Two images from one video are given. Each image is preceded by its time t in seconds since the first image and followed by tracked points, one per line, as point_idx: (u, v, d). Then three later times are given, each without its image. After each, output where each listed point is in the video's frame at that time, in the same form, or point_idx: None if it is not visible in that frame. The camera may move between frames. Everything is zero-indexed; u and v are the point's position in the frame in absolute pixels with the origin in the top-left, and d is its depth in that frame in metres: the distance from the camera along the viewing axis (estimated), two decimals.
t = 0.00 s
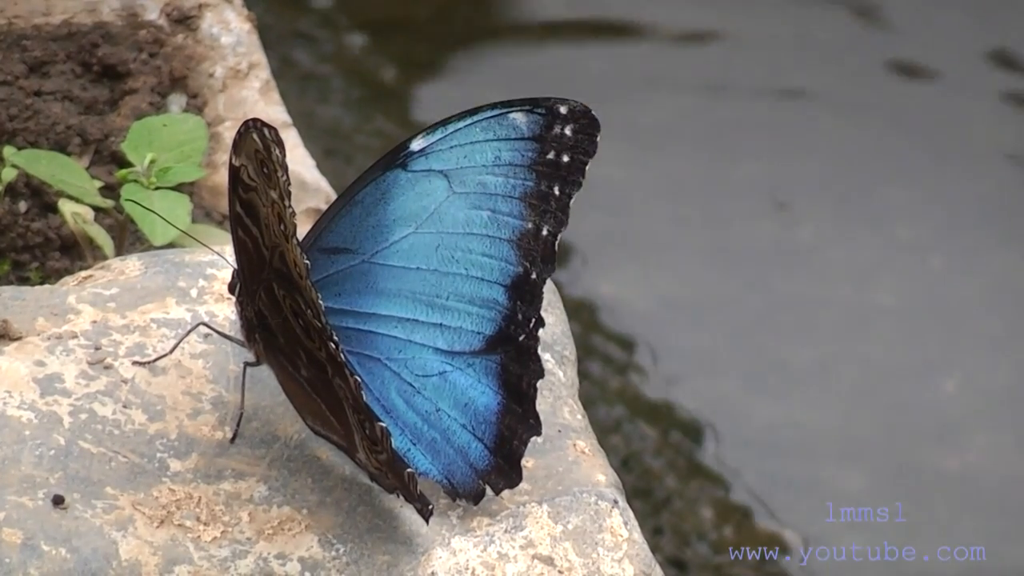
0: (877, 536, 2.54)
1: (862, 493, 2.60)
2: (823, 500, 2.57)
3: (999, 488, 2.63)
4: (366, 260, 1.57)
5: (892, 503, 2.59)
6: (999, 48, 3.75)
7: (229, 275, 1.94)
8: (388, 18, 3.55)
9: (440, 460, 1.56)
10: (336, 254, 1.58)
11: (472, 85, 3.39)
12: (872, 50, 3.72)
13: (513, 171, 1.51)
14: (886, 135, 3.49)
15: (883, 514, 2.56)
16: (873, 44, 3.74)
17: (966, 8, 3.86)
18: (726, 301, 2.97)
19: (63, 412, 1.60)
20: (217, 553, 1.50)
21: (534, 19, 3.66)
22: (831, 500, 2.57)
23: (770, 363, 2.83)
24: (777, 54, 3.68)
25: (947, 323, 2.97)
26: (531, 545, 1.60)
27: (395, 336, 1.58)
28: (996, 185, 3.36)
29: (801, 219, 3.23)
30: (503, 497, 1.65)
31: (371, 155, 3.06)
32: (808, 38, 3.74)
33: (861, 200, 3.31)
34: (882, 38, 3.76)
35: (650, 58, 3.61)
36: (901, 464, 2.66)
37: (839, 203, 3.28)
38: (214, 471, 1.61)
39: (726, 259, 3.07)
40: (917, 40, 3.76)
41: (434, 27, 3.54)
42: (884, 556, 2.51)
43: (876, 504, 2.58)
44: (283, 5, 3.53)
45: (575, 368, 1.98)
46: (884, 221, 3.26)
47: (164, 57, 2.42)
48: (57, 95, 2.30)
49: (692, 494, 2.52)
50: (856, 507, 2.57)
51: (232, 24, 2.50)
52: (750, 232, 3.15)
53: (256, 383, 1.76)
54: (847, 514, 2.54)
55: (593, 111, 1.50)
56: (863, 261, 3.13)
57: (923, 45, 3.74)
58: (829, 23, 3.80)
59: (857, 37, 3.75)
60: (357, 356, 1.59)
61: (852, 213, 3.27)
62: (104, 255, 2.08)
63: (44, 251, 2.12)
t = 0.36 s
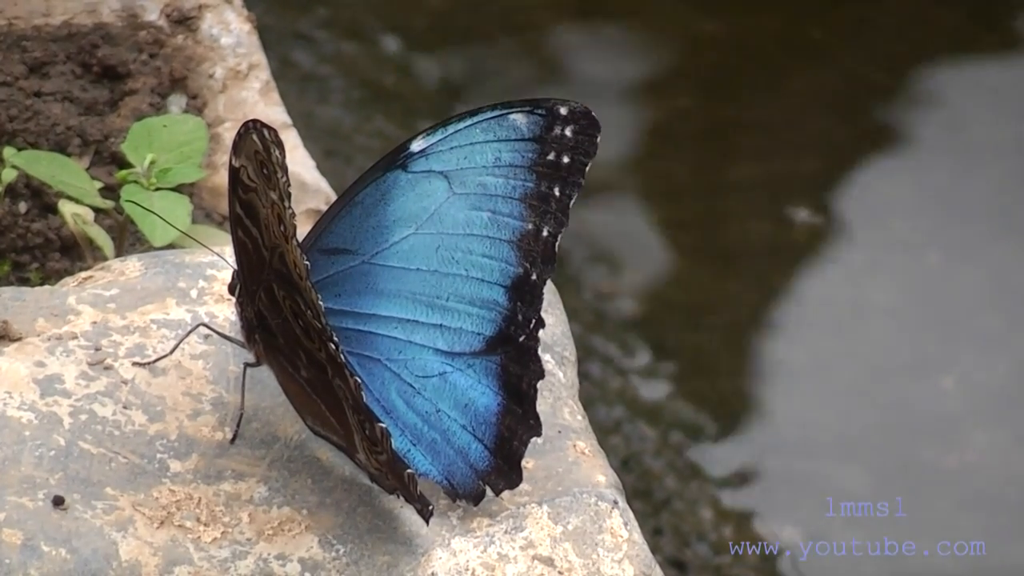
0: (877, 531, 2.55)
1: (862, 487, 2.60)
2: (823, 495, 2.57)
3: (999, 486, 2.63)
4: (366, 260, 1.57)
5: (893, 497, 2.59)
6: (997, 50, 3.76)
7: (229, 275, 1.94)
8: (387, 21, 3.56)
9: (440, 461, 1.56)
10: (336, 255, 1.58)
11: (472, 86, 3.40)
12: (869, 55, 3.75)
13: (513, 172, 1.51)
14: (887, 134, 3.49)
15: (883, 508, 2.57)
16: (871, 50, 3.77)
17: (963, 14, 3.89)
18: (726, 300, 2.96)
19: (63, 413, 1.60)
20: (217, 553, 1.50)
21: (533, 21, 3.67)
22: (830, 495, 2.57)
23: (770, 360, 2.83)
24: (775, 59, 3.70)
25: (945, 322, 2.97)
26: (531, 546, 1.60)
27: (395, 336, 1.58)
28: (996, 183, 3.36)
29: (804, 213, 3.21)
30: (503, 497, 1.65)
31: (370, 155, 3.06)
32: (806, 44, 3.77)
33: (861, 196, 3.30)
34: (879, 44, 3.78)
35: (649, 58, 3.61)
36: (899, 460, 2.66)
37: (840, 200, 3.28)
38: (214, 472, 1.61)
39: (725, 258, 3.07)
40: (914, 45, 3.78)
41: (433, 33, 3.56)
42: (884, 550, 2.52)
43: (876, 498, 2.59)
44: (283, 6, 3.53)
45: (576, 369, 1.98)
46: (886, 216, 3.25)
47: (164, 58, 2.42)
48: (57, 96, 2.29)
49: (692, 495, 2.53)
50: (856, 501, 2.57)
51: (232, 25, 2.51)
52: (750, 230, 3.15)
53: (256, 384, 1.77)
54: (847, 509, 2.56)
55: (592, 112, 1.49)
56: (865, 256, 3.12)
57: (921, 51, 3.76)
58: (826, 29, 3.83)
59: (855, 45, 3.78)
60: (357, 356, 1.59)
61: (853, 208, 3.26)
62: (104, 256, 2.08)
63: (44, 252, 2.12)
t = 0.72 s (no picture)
0: (878, 525, 2.55)
1: (861, 488, 2.60)
2: (823, 489, 2.59)
3: (1001, 490, 2.63)
4: (366, 263, 1.56)
5: (893, 492, 2.60)
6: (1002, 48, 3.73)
7: (229, 277, 1.93)
8: (389, 22, 3.56)
9: (440, 464, 1.56)
10: (337, 257, 1.57)
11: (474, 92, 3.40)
12: (875, 53, 3.72)
13: (514, 174, 1.52)
14: (887, 138, 3.49)
15: (883, 503, 2.58)
16: (876, 47, 3.73)
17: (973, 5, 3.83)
18: (727, 304, 2.95)
19: (63, 416, 1.60)
20: (216, 556, 1.50)
21: (535, 21, 3.65)
22: (830, 489, 2.59)
23: (770, 361, 2.81)
24: (778, 57, 3.68)
25: (946, 324, 2.96)
26: (529, 549, 1.59)
27: (395, 339, 1.57)
28: (997, 188, 3.35)
29: (803, 215, 3.19)
30: (502, 500, 1.65)
31: (370, 159, 3.05)
32: (810, 41, 3.74)
33: (862, 198, 3.30)
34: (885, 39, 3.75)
35: (651, 59, 3.60)
36: (900, 462, 2.65)
37: (841, 204, 3.27)
38: (214, 475, 1.61)
39: (728, 261, 3.06)
40: (919, 39, 3.75)
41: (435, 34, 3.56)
42: (884, 545, 2.52)
43: (876, 493, 2.59)
44: (284, 8, 3.52)
45: (576, 372, 1.96)
46: (888, 221, 3.24)
47: (165, 61, 2.42)
48: (57, 99, 2.30)
49: (691, 499, 2.51)
50: (856, 496, 2.58)
51: (233, 27, 2.51)
52: (751, 234, 3.13)
53: (256, 386, 1.76)
54: (847, 504, 2.57)
55: (593, 114, 1.51)
56: (867, 260, 3.11)
57: (927, 49, 3.72)
58: (832, 24, 3.79)
59: (860, 41, 3.75)
60: (357, 359, 1.58)
61: (855, 210, 3.25)
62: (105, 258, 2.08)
63: (45, 254, 2.12)
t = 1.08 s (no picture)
0: (877, 521, 2.57)
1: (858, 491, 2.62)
2: (824, 484, 2.62)
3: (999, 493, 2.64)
4: (366, 272, 1.57)
5: (893, 487, 2.63)
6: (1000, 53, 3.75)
7: (228, 287, 1.94)
8: (388, 30, 3.57)
9: (440, 472, 1.56)
10: (336, 266, 1.58)
11: (473, 95, 3.40)
12: (872, 58, 3.73)
13: (514, 183, 1.50)
14: (886, 146, 3.49)
15: (883, 498, 2.61)
16: (874, 53, 3.75)
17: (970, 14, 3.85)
18: (724, 312, 2.98)
19: (63, 425, 1.60)
20: (217, 565, 1.50)
21: (533, 28, 3.67)
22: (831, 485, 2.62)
23: (771, 373, 2.84)
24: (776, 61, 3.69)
25: (945, 332, 2.98)
26: (530, 557, 1.60)
27: (394, 348, 1.58)
28: (996, 194, 3.36)
29: (801, 230, 3.22)
30: (503, 509, 1.65)
31: (369, 167, 3.07)
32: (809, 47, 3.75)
33: (861, 207, 3.31)
34: (883, 47, 3.76)
35: (649, 67, 3.62)
36: (898, 468, 2.67)
37: (837, 211, 3.28)
38: (214, 484, 1.61)
39: (724, 270, 3.09)
40: (916, 46, 3.76)
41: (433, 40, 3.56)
42: (884, 540, 2.53)
43: (876, 488, 2.63)
44: (283, 17, 3.54)
45: (575, 381, 1.98)
46: (885, 226, 3.26)
47: (164, 69, 2.43)
48: (57, 108, 2.29)
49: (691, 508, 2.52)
50: (856, 491, 2.62)
51: (232, 36, 2.51)
52: (746, 245, 3.17)
53: (256, 395, 1.77)
54: (847, 498, 2.60)
55: (593, 124, 1.49)
56: (863, 269, 3.14)
57: (924, 57, 3.74)
58: (830, 30, 3.80)
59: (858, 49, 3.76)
60: (357, 368, 1.59)
61: (852, 219, 3.27)
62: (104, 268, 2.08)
63: (44, 263, 2.12)
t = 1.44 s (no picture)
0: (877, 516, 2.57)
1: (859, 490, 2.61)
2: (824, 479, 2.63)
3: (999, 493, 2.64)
4: (366, 270, 1.57)
5: (893, 482, 2.65)
6: (1000, 54, 3.75)
7: (229, 284, 1.94)
8: (389, 29, 3.57)
9: (440, 470, 1.56)
10: (337, 263, 1.58)
11: (474, 94, 3.40)
12: (872, 62, 3.75)
13: (514, 181, 1.50)
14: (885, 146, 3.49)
15: (883, 492, 2.62)
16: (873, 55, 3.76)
17: (968, 19, 3.88)
18: (725, 309, 2.98)
19: (63, 422, 1.60)
20: (217, 562, 1.50)
21: (534, 27, 3.67)
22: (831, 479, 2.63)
23: (771, 373, 2.84)
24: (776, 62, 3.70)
25: (947, 330, 2.98)
26: (531, 555, 1.60)
27: (395, 345, 1.57)
28: (998, 191, 3.35)
29: (801, 229, 3.22)
30: (503, 506, 1.65)
31: (370, 165, 3.07)
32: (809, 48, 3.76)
33: (858, 207, 3.32)
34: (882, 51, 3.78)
35: (649, 64, 3.61)
36: (899, 466, 2.67)
37: (836, 213, 3.29)
38: (214, 481, 1.61)
39: (724, 269, 3.09)
40: (914, 50, 3.79)
41: (435, 39, 3.56)
42: (884, 535, 2.53)
43: (876, 483, 2.64)
44: (283, 13, 3.54)
45: (575, 378, 1.98)
46: (885, 226, 3.27)
47: (164, 67, 2.43)
48: (57, 105, 2.29)
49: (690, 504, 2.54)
50: (856, 486, 2.62)
51: (232, 34, 2.51)
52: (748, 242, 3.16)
53: (256, 393, 1.77)
54: (847, 493, 2.61)
55: (593, 121, 1.48)
56: (863, 267, 3.14)
57: (923, 60, 3.76)
58: (829, 36, 3.82)
59: (858, 53, 3.78)
60: (357, 365, 1.59)
61: (852, 219, 3.28)
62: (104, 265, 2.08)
63: (44, 260, 2.12)
